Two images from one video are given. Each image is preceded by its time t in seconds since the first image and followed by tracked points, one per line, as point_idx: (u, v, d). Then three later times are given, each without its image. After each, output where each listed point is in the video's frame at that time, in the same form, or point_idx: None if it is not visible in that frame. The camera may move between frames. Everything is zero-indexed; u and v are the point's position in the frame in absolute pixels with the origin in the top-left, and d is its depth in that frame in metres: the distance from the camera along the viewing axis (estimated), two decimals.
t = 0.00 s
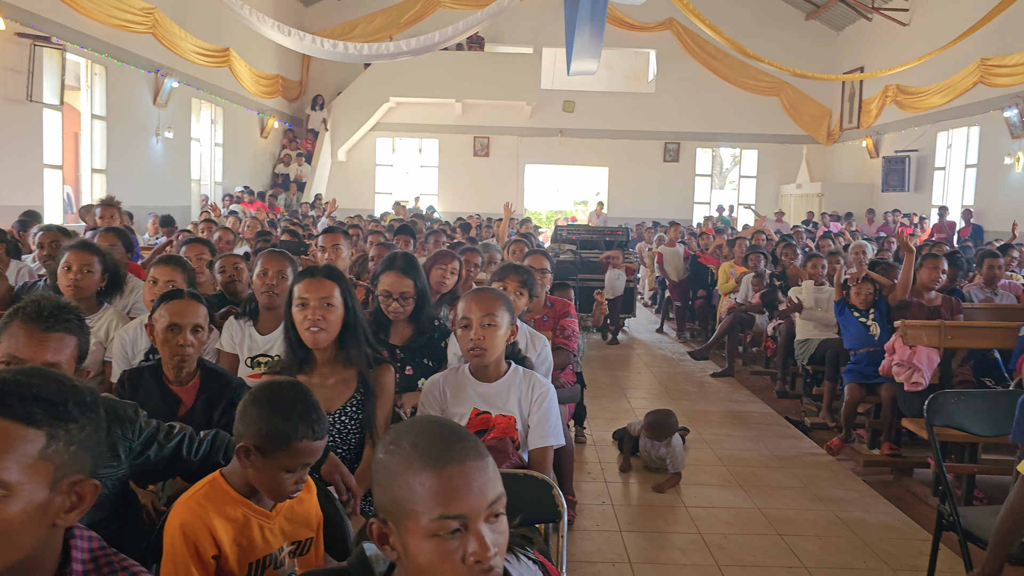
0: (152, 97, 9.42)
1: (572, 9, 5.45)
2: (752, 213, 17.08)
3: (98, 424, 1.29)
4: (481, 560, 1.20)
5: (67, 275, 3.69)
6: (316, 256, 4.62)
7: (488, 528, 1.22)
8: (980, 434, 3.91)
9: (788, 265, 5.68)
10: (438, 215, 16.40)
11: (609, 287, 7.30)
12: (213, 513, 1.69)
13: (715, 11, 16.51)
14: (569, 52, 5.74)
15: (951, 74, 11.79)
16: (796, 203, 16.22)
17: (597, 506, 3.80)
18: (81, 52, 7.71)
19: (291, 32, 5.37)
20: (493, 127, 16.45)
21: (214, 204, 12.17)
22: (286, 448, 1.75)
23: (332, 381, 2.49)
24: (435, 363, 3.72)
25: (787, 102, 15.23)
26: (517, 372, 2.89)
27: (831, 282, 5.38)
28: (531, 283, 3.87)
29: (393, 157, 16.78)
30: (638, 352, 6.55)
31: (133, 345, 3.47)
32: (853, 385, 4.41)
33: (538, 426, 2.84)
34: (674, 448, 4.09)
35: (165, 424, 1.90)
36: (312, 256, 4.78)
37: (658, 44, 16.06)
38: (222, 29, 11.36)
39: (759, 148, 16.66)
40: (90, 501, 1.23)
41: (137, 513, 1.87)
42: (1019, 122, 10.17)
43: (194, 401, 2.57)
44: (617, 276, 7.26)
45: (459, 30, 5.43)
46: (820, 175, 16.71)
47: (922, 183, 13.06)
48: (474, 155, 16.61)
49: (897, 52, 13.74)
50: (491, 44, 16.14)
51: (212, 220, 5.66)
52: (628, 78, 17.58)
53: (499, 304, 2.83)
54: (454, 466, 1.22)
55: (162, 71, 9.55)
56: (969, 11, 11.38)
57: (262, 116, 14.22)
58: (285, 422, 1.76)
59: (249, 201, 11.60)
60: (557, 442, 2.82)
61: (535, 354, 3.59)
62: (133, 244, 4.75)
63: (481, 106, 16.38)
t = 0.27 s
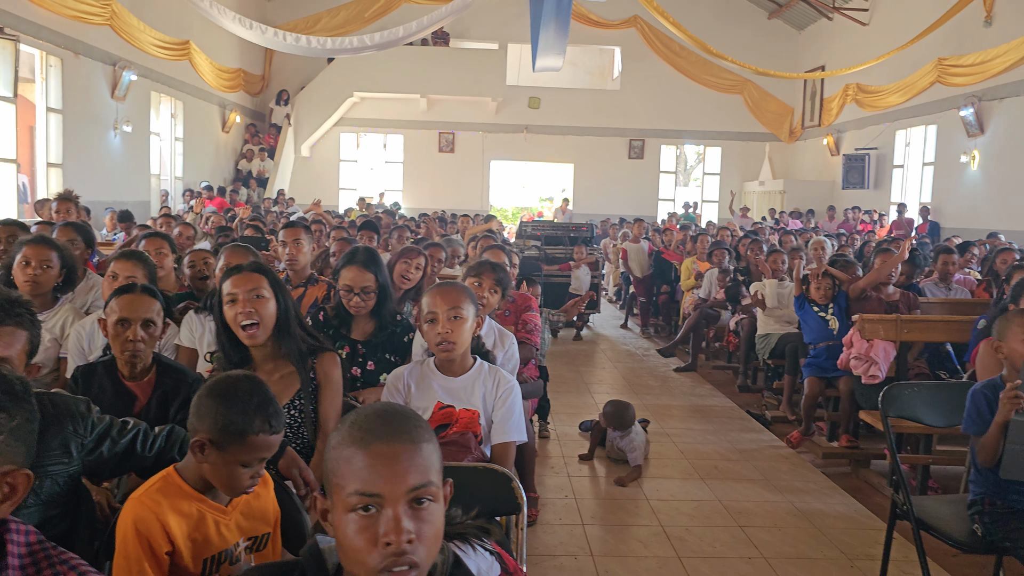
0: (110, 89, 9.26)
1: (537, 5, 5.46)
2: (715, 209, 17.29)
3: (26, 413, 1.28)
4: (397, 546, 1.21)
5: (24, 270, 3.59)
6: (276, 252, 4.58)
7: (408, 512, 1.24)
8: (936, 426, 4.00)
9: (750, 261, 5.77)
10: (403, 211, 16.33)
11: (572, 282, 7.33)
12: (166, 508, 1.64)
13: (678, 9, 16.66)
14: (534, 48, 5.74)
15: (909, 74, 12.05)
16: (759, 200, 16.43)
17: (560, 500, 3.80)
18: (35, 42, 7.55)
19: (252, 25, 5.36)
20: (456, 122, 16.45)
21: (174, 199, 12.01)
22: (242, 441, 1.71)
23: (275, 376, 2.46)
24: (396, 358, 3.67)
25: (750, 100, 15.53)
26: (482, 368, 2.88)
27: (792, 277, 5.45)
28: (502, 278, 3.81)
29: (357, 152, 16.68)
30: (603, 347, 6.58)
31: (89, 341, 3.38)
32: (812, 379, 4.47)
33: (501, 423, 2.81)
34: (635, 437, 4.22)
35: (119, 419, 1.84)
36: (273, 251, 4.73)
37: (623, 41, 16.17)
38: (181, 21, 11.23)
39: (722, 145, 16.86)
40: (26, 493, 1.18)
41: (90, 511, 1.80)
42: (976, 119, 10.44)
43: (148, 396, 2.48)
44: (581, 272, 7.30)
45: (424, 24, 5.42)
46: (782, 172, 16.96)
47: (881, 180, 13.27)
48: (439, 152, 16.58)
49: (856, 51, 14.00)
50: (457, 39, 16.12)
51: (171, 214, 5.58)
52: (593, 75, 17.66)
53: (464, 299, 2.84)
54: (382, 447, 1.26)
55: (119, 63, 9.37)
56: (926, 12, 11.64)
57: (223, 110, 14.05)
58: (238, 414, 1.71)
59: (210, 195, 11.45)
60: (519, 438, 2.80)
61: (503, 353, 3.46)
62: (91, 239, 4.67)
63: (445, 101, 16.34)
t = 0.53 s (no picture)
0: (67, 84, 9.07)
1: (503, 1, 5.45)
2: (681, 205, 17.44)
3: None
4: (345, 538, 1.20)
5: None
6: (238, 248, 4.52)
7: (356, 504, 1.23)
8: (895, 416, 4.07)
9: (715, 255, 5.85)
10: (368, 208, 16.22)
11: (538, 278, 7.35)
12: (125, 506, 1.61)
13: (643, 7, 16.80)
14: (500, 44, 5.74)
15: (869, 72, 12.25)
16: (724, 196, 16.63)
17: (526, 494, 3.81)
18: None
19: (214, 19, 5.20)
20: (421, 118, 16.39)
21: (133, 196, 11.83)
22: (201, 439, 1.67)
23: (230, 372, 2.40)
24: (362, 355, 3.60)
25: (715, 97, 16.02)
26: (449, 363, 2.87)
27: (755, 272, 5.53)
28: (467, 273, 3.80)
29: (322, 148, 16.55)
30: (569, 342, 6.61)
31: (46, 339, 3.31)
32: (775, 371, 4.53)
33: (466, 419, 2.82)
34: (600, 420, 4.27)
35: (74, 417, 1.79)
36: (235, 248, 4.68)
37: (588, 38, 16.26)
38: (141, 14, 11.07)
39: (687, 142, 17.06)
40: None
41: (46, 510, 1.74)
42: (934, 116, 10.68)
43: (106, 395, 2.40)
44: (548, 268, 7.34)
45: (389, 19, 5.39)
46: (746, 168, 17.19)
47: (843, 176, 13.48)
48: (405, 147, 16.47)
49: (818, 49, 14.24)
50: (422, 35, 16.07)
51: (131, 211, 5.50)
52: (559, 71, 17.71)
53: (430, 294, 2.79)
54: (333, 439, 1.25)
55: (76, 57, 9.19)
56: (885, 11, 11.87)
57: (184, 105, 13.86)
58: (197, 412, 1.67)
59: (173, 191, 11.31)
60: (484, 435, 2.82)
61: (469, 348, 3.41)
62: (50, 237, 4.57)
63: (410, 97, 16.29)
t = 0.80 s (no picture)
0: (14, 79, 8.86)
1: None
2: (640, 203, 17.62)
3: None
4: (297, 531, 1.18)
5: None
6: (193, 247, 4.45)
7: (309, 497, 1.21)
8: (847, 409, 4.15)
9: (671, 252, 5.93)
10: (326, 206, 16.09)
11: (496, 275, 7.36)
12: (78, 506, 1.55)
13: (601, 5, 16.93)
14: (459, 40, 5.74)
15: (823, 72, 12.49)
16: (683, 193, 16.82)
17: (485, 491, 3.80)
18: None
19: (167, 14, 5.11)
20: (382, 116, 16.33)
21: (85, 194, 11.59)
22: (156, 440, 1.59)
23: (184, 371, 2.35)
24: (318, 353, 3.46)
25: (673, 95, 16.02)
26: (405, 360, 2.84)
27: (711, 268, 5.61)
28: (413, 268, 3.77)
29: (279, 146, 16.38)
30: (529, 340, 6.63)
31: None
32: (732, 365, 4.59)
33: (423, 416, 2.80)
34: (566, 411, 4.31)
35: (21, 417, 1.74)
36: (190, 247, 4.61)
37: (548, 36, 16.33)
38: (90, 9, 10.87)
39: (646, 139, 17.24)
40: None
41: None
42: (885, 114, 10.92)
43: (56, 396, 2.26)
44: (506, 264, 7.36)
45: (347, 15, 5.35)
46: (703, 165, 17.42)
47: (798, 173, 13.72)
48: (365, 146, 16.39)
49: (773, 49, 14.48)
50: (381, 32, 16.00)
51: (81, 209, 5.39)
52: (518, 69, 17.76)
53: (385, 290, 2.77)
54: (285, 431, 1.24)
55: (23, 51, 8.96)
56: (837, 12, 12.12)
57: (137, 101, 13.62)
58: (153, 413, 1.59)
59: (126, 190, 11.12)
60: (442, 430, 2.79)
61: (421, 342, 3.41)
62: None
63: (370, 95, 16.22)
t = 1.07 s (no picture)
0: None
1: None
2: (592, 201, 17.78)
3: None
4: (236, 526, 1.16)
5: None
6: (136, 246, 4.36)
7: (247, 492, 1.19)
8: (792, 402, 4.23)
9: (620, 249, 6.00)
10: (275, 205, 15.91)
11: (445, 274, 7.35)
12: (30, 512, 1.50)
13: (551, 4, 17.02)
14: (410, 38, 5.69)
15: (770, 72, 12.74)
16: (634, 191, 17.02)
17: (436, 489, 3.79)
18: None
19: (109, 7, 4.98)
20: (332, 112, 16.20)
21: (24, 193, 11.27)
22: (112, 449, 1.55)
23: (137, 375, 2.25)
24: (258, 353, 3.32)
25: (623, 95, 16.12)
26: (350, 357, 2.73)
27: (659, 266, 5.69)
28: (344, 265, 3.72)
29: (227, 143, 16.13)
30: (481, 337, 6.64)
31: None
32: (681, 361, 4.64)
33: (370, 413, 2.70)
34: (517, 403, 4.30)
35: None
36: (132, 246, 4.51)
37: (499, 34, 16.37)
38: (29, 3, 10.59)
39: (597, 138, 17.41)
40: None
41: None
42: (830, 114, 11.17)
43: None
44: (456, 260, 7.38)
45: (297, 11, 5.27)
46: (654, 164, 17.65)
47: (746, 172, 13.96)
48: (314, 143, 16.22)
49: (721, 49, 14.73)
50: (331, 28, 15.85)
51: (16, 208, 5.25)
52: (469, 67, 17.73)
53: (327, 288, 2.69)
54: (222, 427, 1.21)
55: None
56: (784, 13, 12.36)
57: (79, 97, 13.29)
58: (112, 421, 1.55)
59: (68, 189, 10.86)
60: (389, 427, 2.70)
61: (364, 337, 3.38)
62: None
63: (320, 92, 16.07)
